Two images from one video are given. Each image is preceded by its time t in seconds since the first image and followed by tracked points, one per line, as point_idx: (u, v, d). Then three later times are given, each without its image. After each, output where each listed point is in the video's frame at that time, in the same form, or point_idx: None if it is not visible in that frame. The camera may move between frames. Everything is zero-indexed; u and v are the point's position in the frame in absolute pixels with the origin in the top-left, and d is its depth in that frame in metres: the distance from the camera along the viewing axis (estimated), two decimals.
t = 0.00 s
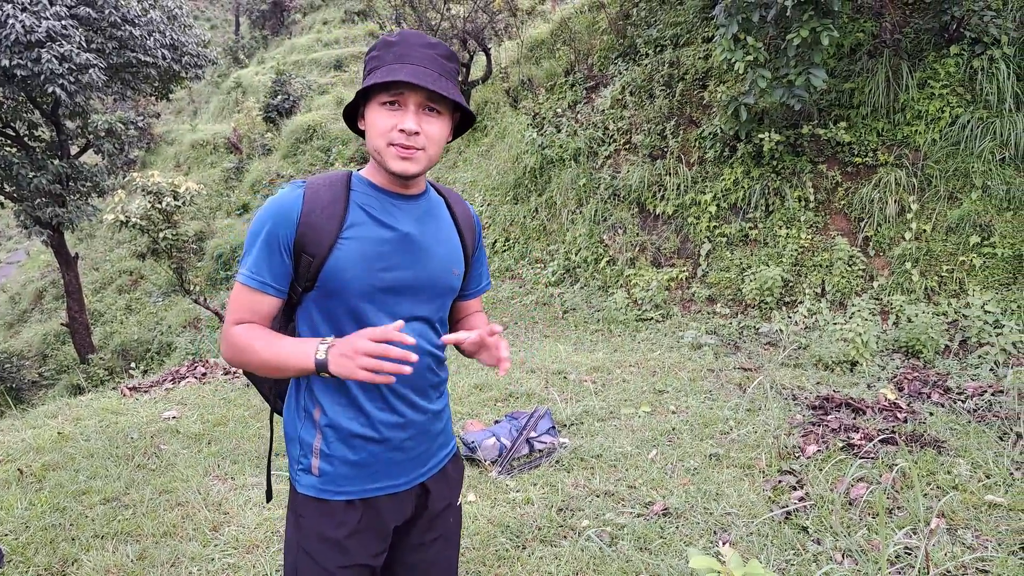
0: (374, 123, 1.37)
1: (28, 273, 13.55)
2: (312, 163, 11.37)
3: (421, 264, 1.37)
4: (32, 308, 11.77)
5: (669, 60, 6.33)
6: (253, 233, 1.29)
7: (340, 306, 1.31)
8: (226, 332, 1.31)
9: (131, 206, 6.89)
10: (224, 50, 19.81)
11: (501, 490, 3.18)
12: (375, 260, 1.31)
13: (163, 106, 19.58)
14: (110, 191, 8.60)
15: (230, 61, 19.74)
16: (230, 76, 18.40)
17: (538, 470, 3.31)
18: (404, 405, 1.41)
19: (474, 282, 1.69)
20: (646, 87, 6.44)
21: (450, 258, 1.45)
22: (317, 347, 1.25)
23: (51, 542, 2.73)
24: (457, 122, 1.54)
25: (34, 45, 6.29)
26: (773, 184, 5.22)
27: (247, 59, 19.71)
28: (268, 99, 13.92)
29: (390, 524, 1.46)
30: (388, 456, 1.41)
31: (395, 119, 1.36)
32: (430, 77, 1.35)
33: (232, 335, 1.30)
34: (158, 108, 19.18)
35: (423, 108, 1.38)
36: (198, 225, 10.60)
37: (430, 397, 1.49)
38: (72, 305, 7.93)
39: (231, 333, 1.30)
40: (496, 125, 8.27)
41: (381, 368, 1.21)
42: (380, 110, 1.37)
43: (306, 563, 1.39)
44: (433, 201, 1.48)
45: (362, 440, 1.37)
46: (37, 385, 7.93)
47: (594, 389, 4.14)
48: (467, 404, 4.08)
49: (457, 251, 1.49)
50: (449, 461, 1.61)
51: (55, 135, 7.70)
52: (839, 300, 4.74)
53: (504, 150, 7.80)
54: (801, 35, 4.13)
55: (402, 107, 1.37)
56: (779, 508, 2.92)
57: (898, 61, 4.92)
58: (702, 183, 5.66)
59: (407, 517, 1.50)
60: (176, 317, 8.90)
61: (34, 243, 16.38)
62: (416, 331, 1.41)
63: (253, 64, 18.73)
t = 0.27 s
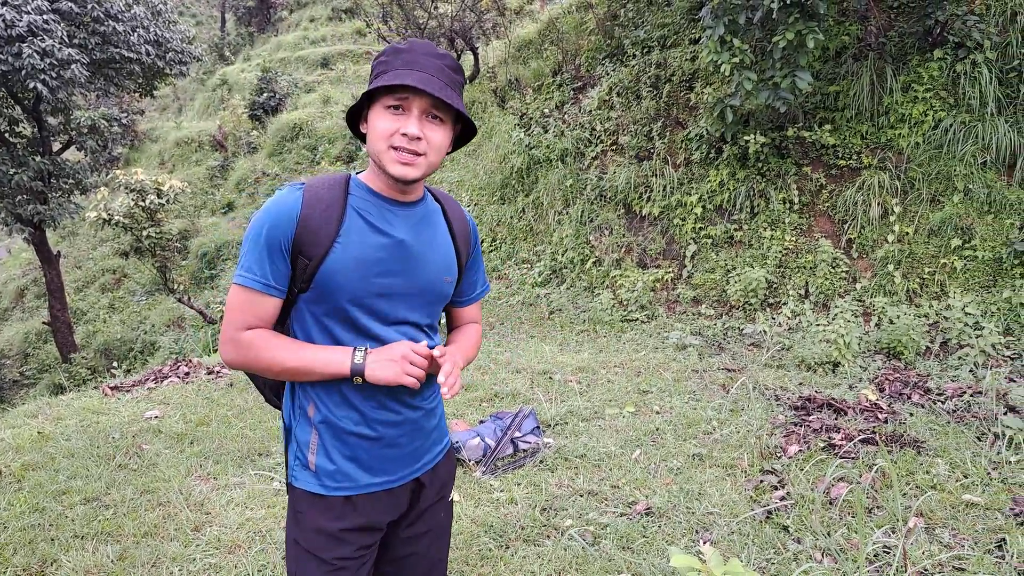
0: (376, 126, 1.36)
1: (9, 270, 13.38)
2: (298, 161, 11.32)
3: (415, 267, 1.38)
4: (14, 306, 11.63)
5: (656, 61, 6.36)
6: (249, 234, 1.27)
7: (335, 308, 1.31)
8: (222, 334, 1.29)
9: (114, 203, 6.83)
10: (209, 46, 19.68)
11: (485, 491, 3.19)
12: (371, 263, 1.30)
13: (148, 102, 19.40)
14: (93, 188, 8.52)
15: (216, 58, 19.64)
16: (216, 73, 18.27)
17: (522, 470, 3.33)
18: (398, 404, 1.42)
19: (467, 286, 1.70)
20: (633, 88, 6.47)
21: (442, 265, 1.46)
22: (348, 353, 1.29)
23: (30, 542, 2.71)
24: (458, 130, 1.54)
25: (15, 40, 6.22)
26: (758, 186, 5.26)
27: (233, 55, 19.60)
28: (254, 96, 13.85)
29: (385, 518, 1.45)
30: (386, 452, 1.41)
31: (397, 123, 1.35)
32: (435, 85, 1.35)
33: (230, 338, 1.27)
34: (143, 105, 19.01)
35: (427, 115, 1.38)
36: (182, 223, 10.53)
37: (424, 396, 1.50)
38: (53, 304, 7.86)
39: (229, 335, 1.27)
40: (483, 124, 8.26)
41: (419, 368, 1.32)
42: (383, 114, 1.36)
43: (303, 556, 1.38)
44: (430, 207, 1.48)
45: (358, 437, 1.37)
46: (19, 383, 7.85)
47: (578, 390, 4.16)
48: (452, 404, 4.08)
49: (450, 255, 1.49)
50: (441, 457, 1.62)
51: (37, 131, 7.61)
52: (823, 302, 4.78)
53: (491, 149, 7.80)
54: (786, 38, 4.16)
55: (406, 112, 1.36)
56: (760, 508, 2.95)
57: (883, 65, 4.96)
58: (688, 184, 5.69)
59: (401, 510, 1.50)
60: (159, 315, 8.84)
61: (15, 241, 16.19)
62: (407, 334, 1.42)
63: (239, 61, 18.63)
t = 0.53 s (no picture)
0: (348, 122, 1.35)
1: None
2: (282, 161, 11.27)
3: (391, 266, 1.38)
4: None
5: (639, 62, 6.42)
6: (223, 229, 1.27)
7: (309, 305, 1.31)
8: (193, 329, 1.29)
9: (94, 202, 6.77)
10: (192, 44, 19.53)
11: (467, 490, 3.19)
12: (345, 260, 1.30)
13: (131, 100, 19.20)
14: (74, 187, 8.43)
15: (199, 57, 19.49)
16: (199, 71, 18.14)
17: (504, 470, 3.34)
18: (372, 403, 1.42)
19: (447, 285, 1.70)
20: (617, 89, 6.52)
21: (420, 263, 1.46)
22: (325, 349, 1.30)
23: (4, 545, 2.69)
24: (432, 124, 1.53)
25: None
26: (741, 186, 5.30)
27: (217, 54, 19.47)
28: (238, 95, 13.76)
29: (358, 521, 1.45)
30: (358, 452, 1.41)
31: (370, 119, 1.35)
32: (407, 80, 1.35)
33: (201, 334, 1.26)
34: (125, 103, 18.81)
35: (399, 110, 1.38)
36: (164, 223, 10.46)
37: (400, 396, 1.50)
38: (33, 304, 7.78)
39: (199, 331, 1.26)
40: (469, 124, 8.27)
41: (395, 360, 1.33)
42: (355, 110, 1.36)
43: (269, 557, 1.37)
44: (408, 204, 1.48)
45: (330, 436, 1.37)
46: None
47: (561, 389, 4.18)
48: (435, 404, 4.09)
49: (429, 254, 1.49)
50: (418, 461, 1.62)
51: (16, 128, 7.53)
52: (804, 301, 4.83)
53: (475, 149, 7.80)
54: (767, 39, 4.20)
55: (378, 108, 1.36)
56: (740, 506, 2.97)
57: (862, 67, 5.03)
58: (671, 185, 5.73)
59: (374, 514, 1.51)
60: (141, 316, 8.83)
61: None
62: (383, 332, 1.42)
63: (223, 60, 18.51)
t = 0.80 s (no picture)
0: (317, 118, 1.36)
1: None
2: (272, 161, 11.26)
3: (362, 266, 1.39)
4: None
5: (629, 63, 6.46)
6: (190, 228, 1.28)
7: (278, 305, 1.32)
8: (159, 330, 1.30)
9: (83, 202, 6.77)
10: (183, 45, 19.50)
11: (455, 491, 3.21)
12: (313, 259, 1.32)
13: (120, 101, 19.14)
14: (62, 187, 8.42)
15: (190, 57, 19.46)
16: (190, 71, 18.12)
17: (492, 470, 3.35)
18: (342, 406, 1.43)
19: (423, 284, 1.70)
20: (607, 89, 6.56)
21: (393, 262, 1.46)
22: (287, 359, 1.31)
23: None
24: (403, 119, 1.54)
25: None
26: (729, 186, 5.32)
27: (207, 55, 19.45)
28: (228, 95, 13.73)
29: (331, 527, 1.47)
30: (328, 455, 1.42)
31: (338, 114, 1.36)
32: (375, 75, 1.36)
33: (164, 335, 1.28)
34: (115, 103, 18.75)
35: (369, 106, 1.39)
36: (153, 224, 10.45)
37: (373, 399, 1.51)
38: (21, 305, 7.78)
39: (163, 332, 1.28)
40: (459, 124, 8.29)
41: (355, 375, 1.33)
42: (323, 106, 1.37)
43: (239, 563, 1.38)
44: (381, 203, 1.49)
45: (299, 439, 1.38)
46: None
47: (551, 389, 4.20)
48: (423, 404, 4.10)
49: (402, 255, 1.49)
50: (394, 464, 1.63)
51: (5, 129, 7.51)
52: (793, 301, 4.86)
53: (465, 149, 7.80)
54: (755, 40, 4.22)
55: (347, 103, 1.37)
56: (727, 505, 2.97)
57: (850, 67, 5.06)
58: (661, 185, 5.75)
59: (349, 519, 1.52)
60: (131, 317, 8.82)
61: None
62: (354, 333, 1.43)
63: (213, 60, 18.49)
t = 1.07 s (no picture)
0: (314, 120, 1.38)
1: None
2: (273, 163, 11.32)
3: (358, 266, 1.39)
4: None
5: (627, 63, 6.47)
6: (188, 228, 1.29)
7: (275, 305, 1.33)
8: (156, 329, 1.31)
9: (86, 206, 6.83)
10: (185, 49, 19.65)
11: (451, 492, 3.21)
12: (310, 258, 1.33)
13: (123, 105, 19.29)
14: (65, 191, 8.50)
15: (192, 61, 19.60)
16: (192, 75, 18.25)
17: (489, 471, 3.36)
18: (338, 405, 1.44)
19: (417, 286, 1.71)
20: (604, 90, 6.56)
21: (388, 262, 1.47)
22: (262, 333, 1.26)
23: None
24: (399, 123, 1.56)
25: None
26: (728, 186, 5.31)
27: (209, 58, 19.59)
28: (229, 98, 13.81)
29: (325, 529, 1.47)
30: (323, 456, 1.43)
31: (335, 115, 1.37)
32: (371, 76, 1.38)
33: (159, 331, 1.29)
34: (117, 107, 18.90)
35: (365, 107, 1.40)
36: (154, 227, 10.56)
37: (368, 398, 1.51)
38: (24, 308, 7.90)
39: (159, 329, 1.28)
40: (458, 125, 8.30)
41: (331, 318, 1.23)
42: (320, 107, 1.38)
43: (234, 566, 1.40)
44: (376, 204, 1.50)
45: (294, 439, 1.39)
46: None
47: (548, 389, 4.21)
48: (419, 405, 4.11)
49: (397, 255, 1.50)
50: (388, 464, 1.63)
51: (9, 134, 7.60)
52: (792, 301, 4.84)
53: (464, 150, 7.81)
54: (753, 39, 4.22)
55: (344, 105, 1.39)
56: (725, 507, 2.95)
57: (849, 66, 5.04)
58: (660, 185, 5.75)
59: (342, 521, 1.53)
60: (133, 319, 8.88)
61: None
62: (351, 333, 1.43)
63: (215, 64, 18.63)
